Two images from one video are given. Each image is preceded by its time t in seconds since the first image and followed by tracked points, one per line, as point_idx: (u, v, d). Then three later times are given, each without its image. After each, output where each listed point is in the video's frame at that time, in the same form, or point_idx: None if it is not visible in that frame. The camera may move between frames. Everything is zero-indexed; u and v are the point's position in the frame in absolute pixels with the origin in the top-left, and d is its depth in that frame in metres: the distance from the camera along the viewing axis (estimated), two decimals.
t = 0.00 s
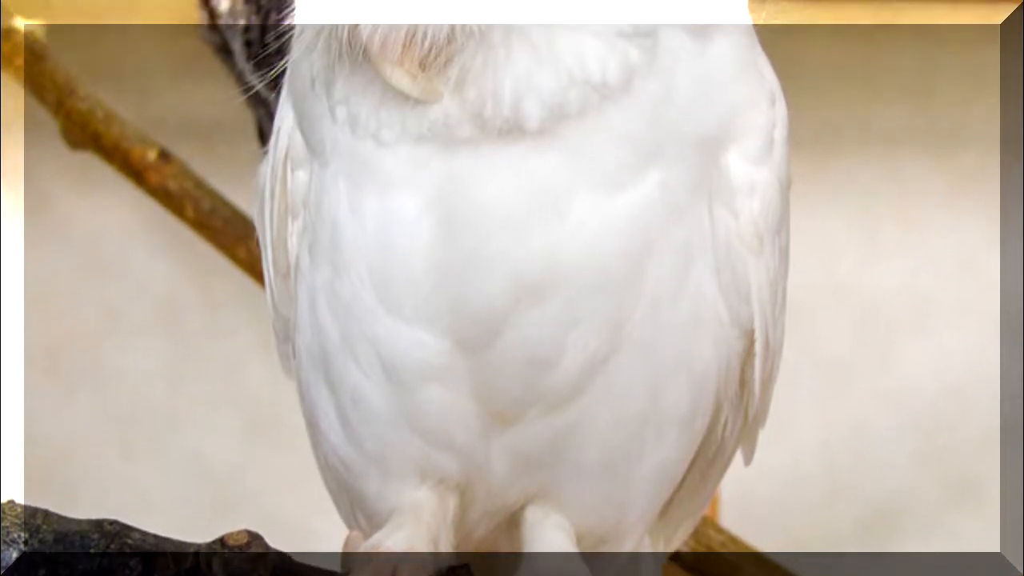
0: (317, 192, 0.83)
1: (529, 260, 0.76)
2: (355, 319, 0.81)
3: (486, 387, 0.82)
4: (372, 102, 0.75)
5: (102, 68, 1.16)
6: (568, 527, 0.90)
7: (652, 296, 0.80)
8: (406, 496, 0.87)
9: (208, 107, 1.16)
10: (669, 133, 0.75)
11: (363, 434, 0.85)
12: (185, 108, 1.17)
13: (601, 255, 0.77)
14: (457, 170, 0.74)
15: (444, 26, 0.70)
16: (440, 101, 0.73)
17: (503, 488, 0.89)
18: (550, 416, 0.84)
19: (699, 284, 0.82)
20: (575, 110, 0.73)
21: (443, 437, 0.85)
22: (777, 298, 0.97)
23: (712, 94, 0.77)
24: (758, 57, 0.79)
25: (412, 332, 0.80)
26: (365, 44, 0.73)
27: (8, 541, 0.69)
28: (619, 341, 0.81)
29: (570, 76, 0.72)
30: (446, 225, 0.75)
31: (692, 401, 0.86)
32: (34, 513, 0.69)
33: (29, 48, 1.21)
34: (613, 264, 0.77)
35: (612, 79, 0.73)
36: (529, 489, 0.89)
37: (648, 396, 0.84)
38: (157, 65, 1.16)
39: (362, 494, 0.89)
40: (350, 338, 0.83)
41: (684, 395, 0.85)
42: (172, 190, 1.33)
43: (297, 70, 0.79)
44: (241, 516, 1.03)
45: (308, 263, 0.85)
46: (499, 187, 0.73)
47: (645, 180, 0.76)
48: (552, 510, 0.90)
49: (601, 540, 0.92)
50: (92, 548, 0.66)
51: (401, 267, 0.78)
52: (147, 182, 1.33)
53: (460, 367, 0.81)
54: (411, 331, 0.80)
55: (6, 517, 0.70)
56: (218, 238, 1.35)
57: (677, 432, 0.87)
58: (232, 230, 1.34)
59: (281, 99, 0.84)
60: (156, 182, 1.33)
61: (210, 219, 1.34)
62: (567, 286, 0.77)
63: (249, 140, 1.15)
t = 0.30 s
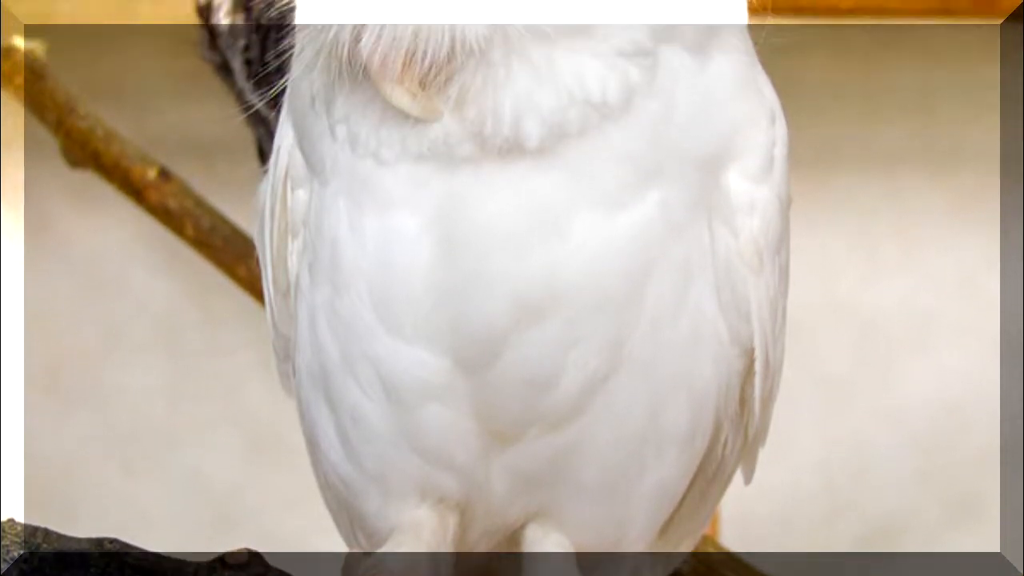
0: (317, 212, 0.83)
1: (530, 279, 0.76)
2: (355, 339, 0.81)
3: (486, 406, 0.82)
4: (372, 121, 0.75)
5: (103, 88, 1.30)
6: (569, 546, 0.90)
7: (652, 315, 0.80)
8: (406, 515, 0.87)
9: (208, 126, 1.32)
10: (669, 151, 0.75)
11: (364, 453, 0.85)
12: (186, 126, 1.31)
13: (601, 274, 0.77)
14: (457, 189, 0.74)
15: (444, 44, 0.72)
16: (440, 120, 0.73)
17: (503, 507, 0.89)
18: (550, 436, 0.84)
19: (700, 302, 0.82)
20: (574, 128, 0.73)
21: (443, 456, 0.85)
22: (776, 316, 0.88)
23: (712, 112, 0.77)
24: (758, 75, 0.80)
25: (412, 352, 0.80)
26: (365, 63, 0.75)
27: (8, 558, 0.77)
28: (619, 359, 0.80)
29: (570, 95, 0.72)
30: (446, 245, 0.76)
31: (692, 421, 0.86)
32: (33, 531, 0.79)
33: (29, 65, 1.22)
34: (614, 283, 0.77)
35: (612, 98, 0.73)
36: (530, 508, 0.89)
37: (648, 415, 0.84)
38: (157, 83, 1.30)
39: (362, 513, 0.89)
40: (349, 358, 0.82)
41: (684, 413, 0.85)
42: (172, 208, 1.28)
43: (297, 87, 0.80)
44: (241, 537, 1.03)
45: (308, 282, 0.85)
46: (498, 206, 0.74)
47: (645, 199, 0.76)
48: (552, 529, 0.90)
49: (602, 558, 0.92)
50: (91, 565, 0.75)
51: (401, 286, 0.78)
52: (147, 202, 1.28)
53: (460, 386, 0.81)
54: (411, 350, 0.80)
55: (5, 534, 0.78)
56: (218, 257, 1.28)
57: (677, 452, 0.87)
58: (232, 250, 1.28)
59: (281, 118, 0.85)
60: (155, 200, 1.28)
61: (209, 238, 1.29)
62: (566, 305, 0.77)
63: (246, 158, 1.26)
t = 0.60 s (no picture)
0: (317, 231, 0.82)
1: (530, 297, 0.76)
2: (355, 358, 0.81)
3: (486, 424, 0.82)
4: (372, 139, 0.75)
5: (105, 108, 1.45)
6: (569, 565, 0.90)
7: (652, 334, 0.80)
8: (406, 533, 0.88)
9: (207, 144, 1.44)
10: (669, 169, 0.75)
11: (364, 472, 0.85)
12: (186, 146, 1.44)
13: (601, 293, 0.76)
14: (457, 207, 0.74)
15: (444, 63, 0.73)
16: (440, 138, 0.73)
17: (503, 525, 0.89)
18: (550, 454, 0.84)
19: (700, 320, 0.82)
20: (575, 146, 0.73)
21: (442, 474, 0.85)
22: (776, 334, 0.88)
23: (712, 131, 0.76)
24: (758, 94, 0.79)
25: (412, 370, 0.80)
26: (365, 81, 0.75)
27: None
28: (618, 378, 0.81)
29: (570, 112, 0.72)
30: (446, 263, 0.76)
31: (692, 440, 0.86)
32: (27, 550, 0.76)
33: (30, 84, 1.24)
34: (614, 301, 0.77)
35: (612, 116, 0.72)
36: (530, 526, 0.89)
37: (649, 433, 0.84)
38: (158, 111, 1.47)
39: (362, 532, 0.89)
40: (349, 377, 0.82)
41: (684, 432, 0.85)
42: (173, 227, 1.24)
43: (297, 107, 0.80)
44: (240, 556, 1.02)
45: (308, 301, 0.85)
46: (499, 225, 0.74)
47: (645, 218, 0.76)
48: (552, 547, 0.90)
49: None
50: None
51: (401, 305, 0.78)
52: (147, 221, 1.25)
53: (460, 405, 0.81)
54: (412, 369, 0.80)
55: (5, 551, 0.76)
56: (219, 276, 1.23)
57: (677, 470, 0.87)
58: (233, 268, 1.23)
59: (281, 137, 0.85)
60: (155, 220, 1.24)
61: (209, 256, 1.24)
62: (566, 323, 0.77)
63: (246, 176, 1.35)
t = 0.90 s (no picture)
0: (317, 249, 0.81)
1: (530, 315, 0.75)
2: (356, 376, 0.80)
3: (486, 443, 0.81)
4: (372, 157, 0.74)
5: (104, 125, 1.46)
6: None
7: (652, 352, 0.78)
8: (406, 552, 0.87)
9: (207, 162, 1.44)
10: (669, 188, 0.74)
11: (364, 491, 0.84)
12: (186, 162, 1.44)
13: (601, 312, 0.75)
14: (457, 226, 0.74)
15: (444, 81, 0.73)
16: (440, 156, 0.73)
17: (503, 544, 0.88)
18: (551, 473, 0.82)
19: (700, 339, 0.80)
20: (574, 164, 0.72)
21: (441, 492, 0.84)
22: (776, 352, 0.86)
23: (711, 150, 0.76)
24: (757, 111, 0.79)
25: (412, 389, 0.79)
26: (365, 100, 0.75)
27: None
28: (618, 397, 0.79)
29: (570, 130, 0.72)
30: (445, 282, 0.75)
31: (692, 459, 0.84)
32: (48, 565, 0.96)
33: (29, 102, 1.26)
34: (614, 320, 0.76)
35: (611, 134, 0.72)
36: (530, 545, 0.87)
37: (648, 453, 0.82)
38: (159, 129, 1.48)
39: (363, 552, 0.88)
40: (350, 395, 0.81)
41: (684, 450, 0.83)
42: (171, 245, 1.24)
43: (297, 128, 0.79)
44: None
45: (308, 319, 0.84)
46: (499, 243, 0.74)
47: (644, 236, 0.75)
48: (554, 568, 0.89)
49: None
50: None
51: (402, 324, 0.77)
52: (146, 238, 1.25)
53: (459, 423, 0.81)
54: (411, 387, 0.79)
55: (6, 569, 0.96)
56: (218, 294, 1.24)
57: (677, 489, 0.85)
58: (232, 287, 1.24)
59: (281, 156, 0.85)
60: (155, 237, 1.24)
61: (209, 275, 1.25)
62: (567, 343, 0.76)
63: (246, 195, 1.40)
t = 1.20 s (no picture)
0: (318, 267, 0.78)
1: (530, 335, 0.71)
2: (356, 395, 0.76)
3: (487, 461, 0.76)
4: (372, 175, 0.70)
5: (104, 145, 1.55)
6: None
7: (652, 371, 0.74)
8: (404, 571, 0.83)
9: (207, 181, 1.55)
10: (669, 207, 0.70)
11: (364, 509, 0.81)
12: (187, 182, 1.55)
13: (603, 332, 0.71)
14: (457, 245, 0.70)
15: (445, 100, 0.67)
16: (441, 175, 0.68)
17: (504, 563, 0.84)
18: (550, 492, 0.78)
19: (700, 357, 0.76)
20: (575, 183, 0.68)
21: (441, 511, 0.79)
22: (775, 370, 0.83)
23: (711, 168, 0.72)
24: (757, 131, 0.75)
25: (412, 408, 0.75)
26: (365, 118, 0.69)
27: None
28: (619, 416, 0.75)
29: (570, 149, 0.67)
30: (445, 301, 0.71)
31: (692, 477, 0.80)
32: None
33: (29, 120, 1.27)
34: (614, 339, 0.72)
35: (612, 153, 0.67)
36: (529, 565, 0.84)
37: (649, 471, 0.78)
38: (160, 150, 1.56)
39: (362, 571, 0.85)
40: (349, 414, 0.77)
41: (684, 468, 0.79)
42: (172, 264, 1.22)
43: (297, 146, 0.75)
44: None
45: (308, 338, 0.81)
46: (499, 262, 0.69)
47: (644, 254, 0.71)
48: None
49: None
50: None
51: (400, 343, 0.73)
52: (147, 257, 1.22)
53: (460, 443, 0.76)
54: (410, 407, 0.75)
55: None
56: (218, 312, 1.22)
57: (677, 508, 0.81)
58: (232, 306, 1.22)
59: (281, 175, 0.83)
60: (155, 257, 1.22)
61: (208, 293, 1.22)
62: (566, 362, 0.72)
63: (245, 215, 1.52)
